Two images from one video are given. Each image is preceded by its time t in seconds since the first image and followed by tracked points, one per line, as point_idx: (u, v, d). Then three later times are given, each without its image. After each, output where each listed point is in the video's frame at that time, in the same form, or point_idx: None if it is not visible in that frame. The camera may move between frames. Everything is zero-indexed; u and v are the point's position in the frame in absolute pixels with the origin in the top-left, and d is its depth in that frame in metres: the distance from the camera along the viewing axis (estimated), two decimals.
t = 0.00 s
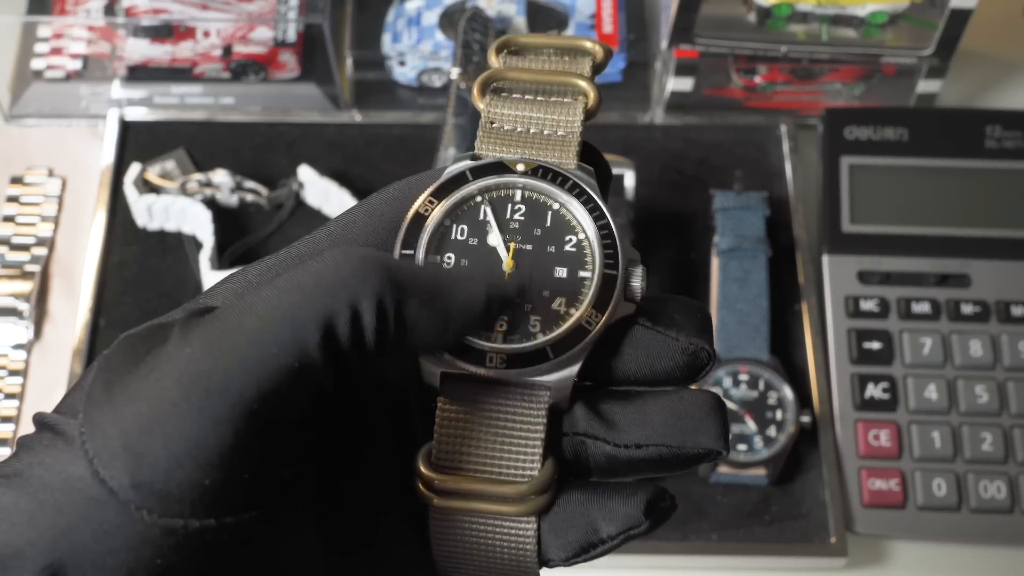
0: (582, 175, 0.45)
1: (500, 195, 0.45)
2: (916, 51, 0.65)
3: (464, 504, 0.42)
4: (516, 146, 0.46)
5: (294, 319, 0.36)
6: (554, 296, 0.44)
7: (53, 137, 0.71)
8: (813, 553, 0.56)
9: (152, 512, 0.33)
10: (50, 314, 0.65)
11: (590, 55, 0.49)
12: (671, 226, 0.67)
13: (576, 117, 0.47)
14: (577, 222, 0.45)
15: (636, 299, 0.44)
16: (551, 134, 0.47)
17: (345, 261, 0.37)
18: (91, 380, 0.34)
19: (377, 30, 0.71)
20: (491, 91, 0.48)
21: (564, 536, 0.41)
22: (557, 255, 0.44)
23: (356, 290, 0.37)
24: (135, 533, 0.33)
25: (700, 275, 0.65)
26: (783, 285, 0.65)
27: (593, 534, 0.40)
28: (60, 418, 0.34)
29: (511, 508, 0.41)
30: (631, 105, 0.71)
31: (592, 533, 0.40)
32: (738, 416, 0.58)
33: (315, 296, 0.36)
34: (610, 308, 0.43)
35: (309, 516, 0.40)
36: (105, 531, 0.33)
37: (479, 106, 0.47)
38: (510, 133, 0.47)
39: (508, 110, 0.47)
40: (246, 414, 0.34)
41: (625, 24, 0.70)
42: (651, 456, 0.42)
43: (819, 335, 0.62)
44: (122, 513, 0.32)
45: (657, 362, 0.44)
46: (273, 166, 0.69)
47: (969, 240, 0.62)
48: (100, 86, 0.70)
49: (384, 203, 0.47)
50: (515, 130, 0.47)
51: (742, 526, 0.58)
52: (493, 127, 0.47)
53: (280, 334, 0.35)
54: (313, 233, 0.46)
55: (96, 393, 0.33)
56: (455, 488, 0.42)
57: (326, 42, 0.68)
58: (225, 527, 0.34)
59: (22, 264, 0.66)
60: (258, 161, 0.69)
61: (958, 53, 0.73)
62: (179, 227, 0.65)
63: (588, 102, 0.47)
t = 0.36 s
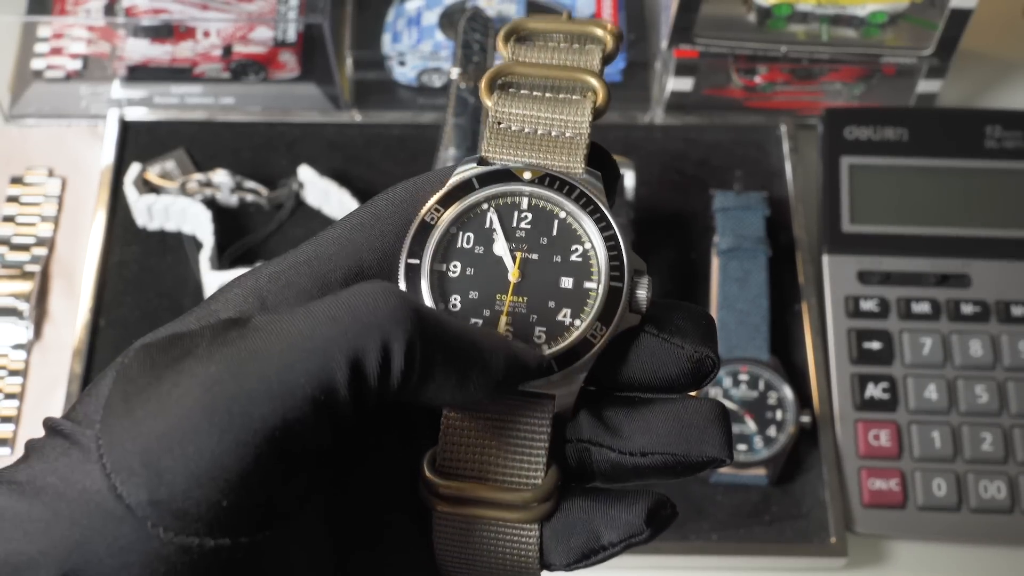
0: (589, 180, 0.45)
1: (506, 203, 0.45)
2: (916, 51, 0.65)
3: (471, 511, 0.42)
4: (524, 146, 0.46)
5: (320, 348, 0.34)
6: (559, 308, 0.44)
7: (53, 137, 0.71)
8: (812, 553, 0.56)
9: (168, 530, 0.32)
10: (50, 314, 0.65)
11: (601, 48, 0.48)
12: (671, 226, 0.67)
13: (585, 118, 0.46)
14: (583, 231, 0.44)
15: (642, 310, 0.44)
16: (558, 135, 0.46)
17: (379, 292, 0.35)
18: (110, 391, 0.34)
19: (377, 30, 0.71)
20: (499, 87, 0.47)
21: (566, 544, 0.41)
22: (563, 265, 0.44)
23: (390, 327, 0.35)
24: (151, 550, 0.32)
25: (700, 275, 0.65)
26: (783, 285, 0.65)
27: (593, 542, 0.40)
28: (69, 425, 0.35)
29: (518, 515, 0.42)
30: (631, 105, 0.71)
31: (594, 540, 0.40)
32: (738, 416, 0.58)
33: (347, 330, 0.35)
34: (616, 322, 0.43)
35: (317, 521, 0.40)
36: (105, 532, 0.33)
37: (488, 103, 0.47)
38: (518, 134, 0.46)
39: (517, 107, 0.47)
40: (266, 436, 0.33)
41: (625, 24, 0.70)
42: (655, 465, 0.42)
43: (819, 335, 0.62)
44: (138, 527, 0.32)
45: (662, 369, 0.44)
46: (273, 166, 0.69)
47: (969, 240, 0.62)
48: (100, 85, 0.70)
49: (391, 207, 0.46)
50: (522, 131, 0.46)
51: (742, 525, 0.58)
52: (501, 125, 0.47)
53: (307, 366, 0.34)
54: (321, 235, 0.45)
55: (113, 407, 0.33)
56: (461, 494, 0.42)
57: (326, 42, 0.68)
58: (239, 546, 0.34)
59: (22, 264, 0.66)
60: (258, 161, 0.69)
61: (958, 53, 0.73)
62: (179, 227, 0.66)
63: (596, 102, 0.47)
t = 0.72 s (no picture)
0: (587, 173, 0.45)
1: (500, 198, 0.45)
2: (916, 51, 0.65)
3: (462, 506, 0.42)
4: (523, 138, 0.46)
5: (346, 380, 0.34)
6: (553, 306, 0.43)
7: (53, 138, 0.71)
8: (812, 553, 0.56)
9: (181, 535, 0.33)
10: (50, 314, 0.65)
11: (607, 39, 0.48)
12: (671, 226, 0.67)
13: (585, 108, 0.46)
14: (575, 225, 0.44)
15: (634, 308, 0.44)
16: (558, 126, 0.46)
17: (416, 330, 0.35)
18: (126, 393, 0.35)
19: (377, 30, 0.71)
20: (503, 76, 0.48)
21: (551, 542, 0.42)
22: (557, 261, 0.44)
23: (421, 369, 0.35)
24: (162, 552, 0.34)
25: (699, 275, 0.65)
26: (783, 285, 0.65)
27: (578, 544, 0.41)
28: (81, 421, 0.36)
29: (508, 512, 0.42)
30: (631, 105, 0.71)
31: (578, 543, 0.41)
32: (738, 416, 0.58)
33: (378, 367, 0.35)
34: (606, 320, 0.43)
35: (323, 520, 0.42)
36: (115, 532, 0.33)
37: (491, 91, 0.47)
38: (517, 125, 0.47)
39: (519, 97, 0.47)
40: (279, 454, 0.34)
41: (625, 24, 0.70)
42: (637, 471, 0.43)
43: (819, 335, 0.62)
44: (150, 531, 0.33)
45: (647, 373, 0.44)
46: (273, 166, 0.69)
47: (969, 240, 0.63)
48: (100, 85, 0.70)
49: (389, 196, 0.46)
50: (522, 122, 0.47)
51: (742, 525, 0.58)
52: (502, 115, 0.47)
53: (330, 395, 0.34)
54: (323, 224, 0.45)
55: (131, 403, 0.34)
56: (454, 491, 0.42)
57: (326, 42, 0.68)
58: (249, 553, 0.35)
59: (22, 264, 0.66)
60: (258, 161, 0.69)
61: (958, 53, 0.73)
62: (179, 227, 0.66)
63: (598, 94, 0.46)
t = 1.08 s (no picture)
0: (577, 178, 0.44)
1: (490, 206, 0.44)
2: (916, 51, 0.65)
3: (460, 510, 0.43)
4: (512, 141, 0.46)
5: (347, 401, 0.35)
6: (545, 314, 0.44)
7: (53, 138, 0.71)
8: (812, 553, 0.56)
9: (180, 546, 0.34)
10: (50, 314, 0.65)
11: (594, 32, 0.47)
12: (671, 226, 0.67)
13: (573, 108, 0.46)
14: (563, 228, 0.44)
15: (625, 314, 0.43)
16: (546, 128, 0.46)
17: (415, 354, 0.36)
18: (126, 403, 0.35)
19: (377, 30, 0.71)
20: (487, 74, 0.47)
21: (549, 546, 0.43)
22: (547, 269, 0.44)
23: (418, 392, 0.35)
24: (163, 563, 0.34)
25: (700, 275, 0.65)
26: (783, 285, 0.65)
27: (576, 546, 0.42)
28: (81, 431, 0.36)
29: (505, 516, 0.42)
30: (631, 105, 0.71)
31: (575, 545, 0.42)
32: (738, 416, 0.58)
33: (377, 389, 0.35)
34: (598, 330, 0.43)
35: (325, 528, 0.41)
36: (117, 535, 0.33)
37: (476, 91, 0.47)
38: (505, 128, 0.46)
39: (505, 97, 0.46)
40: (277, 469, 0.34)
41: (625, 24, 0.70)
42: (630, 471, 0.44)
43: (819, 335, 0.62)
44: (150, 541, 0.33)
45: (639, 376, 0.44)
46: (273, 166, 0.69)
47: (969, 240, 0.62)
48: (100, 85, 0.70)
49: (383, 198, 0.46)
50: (509, 122, 0.46)
51: (742, 526, 0.58)
52: (488, 115, 0.46)
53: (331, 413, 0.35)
54: (316, 231, 0.45)
55: (133, 412, 0.34)
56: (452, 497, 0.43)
57: (326, 42, 0.68)
58: (249, 564, 0.35)
59: (22, 264, 0.66)
60: (258, 161, 0.69)
61: (958, 53, 0.73)
62: (179, 227, 0.66)
63: (585, 93, 0.46)
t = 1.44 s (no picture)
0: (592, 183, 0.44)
1: (504, 209, 0.44)
2: (916, 51, 0.64)
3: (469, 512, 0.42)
4: (526, 143, 0.45)
5: (361, 403, 0.36)
6: (560, 316, 0.43)
7: (53, 138, 0.71)
8: (812, 553, 0.56)
9: (193, 551, 0.33)
10: (50, 314, 0.65)
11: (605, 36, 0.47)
12: (671, 226, 0.67)
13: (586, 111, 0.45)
14: (573, 227, 0.43)
15: (641, 316, 0.44)
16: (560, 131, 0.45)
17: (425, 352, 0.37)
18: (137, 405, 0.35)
19: (377, 30, 0.71)
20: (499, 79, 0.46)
21: (563, 551, 0.43)
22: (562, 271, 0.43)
23: (436, 392, 0.37)
24: (176, 566, 0.34)
25: (700, 275, 0.65)
26: (783, 285, 0.65)
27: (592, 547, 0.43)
28: (90, 434, 0.37)
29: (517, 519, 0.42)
30: (631, 105, 0.71)
31: (593, 552, 0.42)
32: (738, 416, 0.58)
33: (391, 390, 0.36)
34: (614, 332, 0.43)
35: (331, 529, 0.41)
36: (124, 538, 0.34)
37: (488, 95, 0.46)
38: (518, 129, 0.45)
39: (518, 101, 0.46)
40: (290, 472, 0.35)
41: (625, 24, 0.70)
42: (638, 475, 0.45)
43: (819, 335, 0.62)
44: (159, 544, 0.33)
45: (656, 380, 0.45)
46: (273, 166, 0.69)
47: (969, 240, 0.62)
48: (100, 85, 0.70)
49: (395, 202, 0.46)
50: (523, 125, 0.45)
51: (742, 525, 0.58)
52: (501, 118, 0.45)
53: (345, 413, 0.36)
54: (326, 235, 0.45)
55: (144, 414, 0.34)
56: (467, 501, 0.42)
57: (326, 42, 0.68)
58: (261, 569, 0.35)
59: (22, 264, 0.66)
60: (259, 161, 0.69)
61: (958, 53, 0.73)
62: (179, 227, 0.66)
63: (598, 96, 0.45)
